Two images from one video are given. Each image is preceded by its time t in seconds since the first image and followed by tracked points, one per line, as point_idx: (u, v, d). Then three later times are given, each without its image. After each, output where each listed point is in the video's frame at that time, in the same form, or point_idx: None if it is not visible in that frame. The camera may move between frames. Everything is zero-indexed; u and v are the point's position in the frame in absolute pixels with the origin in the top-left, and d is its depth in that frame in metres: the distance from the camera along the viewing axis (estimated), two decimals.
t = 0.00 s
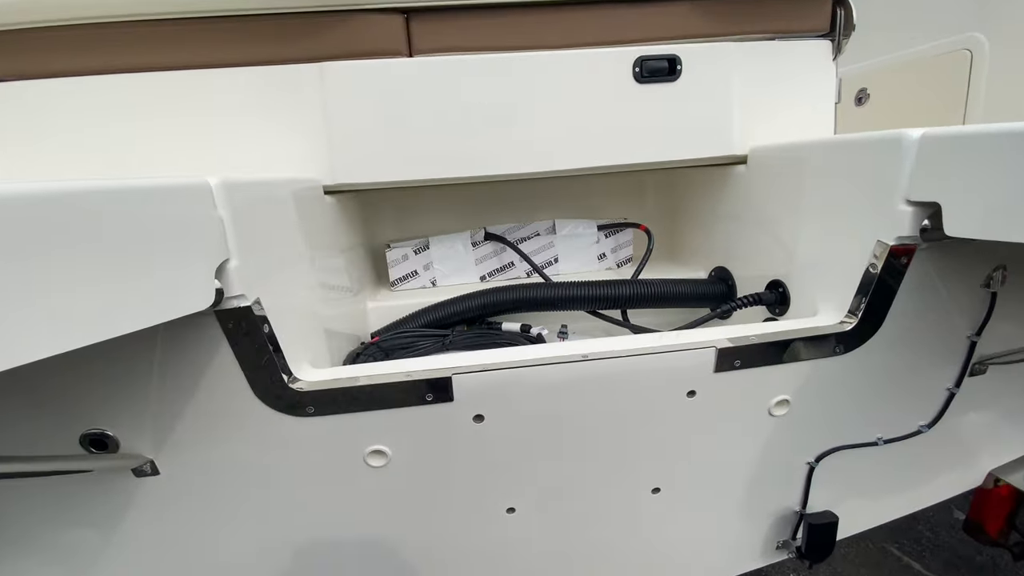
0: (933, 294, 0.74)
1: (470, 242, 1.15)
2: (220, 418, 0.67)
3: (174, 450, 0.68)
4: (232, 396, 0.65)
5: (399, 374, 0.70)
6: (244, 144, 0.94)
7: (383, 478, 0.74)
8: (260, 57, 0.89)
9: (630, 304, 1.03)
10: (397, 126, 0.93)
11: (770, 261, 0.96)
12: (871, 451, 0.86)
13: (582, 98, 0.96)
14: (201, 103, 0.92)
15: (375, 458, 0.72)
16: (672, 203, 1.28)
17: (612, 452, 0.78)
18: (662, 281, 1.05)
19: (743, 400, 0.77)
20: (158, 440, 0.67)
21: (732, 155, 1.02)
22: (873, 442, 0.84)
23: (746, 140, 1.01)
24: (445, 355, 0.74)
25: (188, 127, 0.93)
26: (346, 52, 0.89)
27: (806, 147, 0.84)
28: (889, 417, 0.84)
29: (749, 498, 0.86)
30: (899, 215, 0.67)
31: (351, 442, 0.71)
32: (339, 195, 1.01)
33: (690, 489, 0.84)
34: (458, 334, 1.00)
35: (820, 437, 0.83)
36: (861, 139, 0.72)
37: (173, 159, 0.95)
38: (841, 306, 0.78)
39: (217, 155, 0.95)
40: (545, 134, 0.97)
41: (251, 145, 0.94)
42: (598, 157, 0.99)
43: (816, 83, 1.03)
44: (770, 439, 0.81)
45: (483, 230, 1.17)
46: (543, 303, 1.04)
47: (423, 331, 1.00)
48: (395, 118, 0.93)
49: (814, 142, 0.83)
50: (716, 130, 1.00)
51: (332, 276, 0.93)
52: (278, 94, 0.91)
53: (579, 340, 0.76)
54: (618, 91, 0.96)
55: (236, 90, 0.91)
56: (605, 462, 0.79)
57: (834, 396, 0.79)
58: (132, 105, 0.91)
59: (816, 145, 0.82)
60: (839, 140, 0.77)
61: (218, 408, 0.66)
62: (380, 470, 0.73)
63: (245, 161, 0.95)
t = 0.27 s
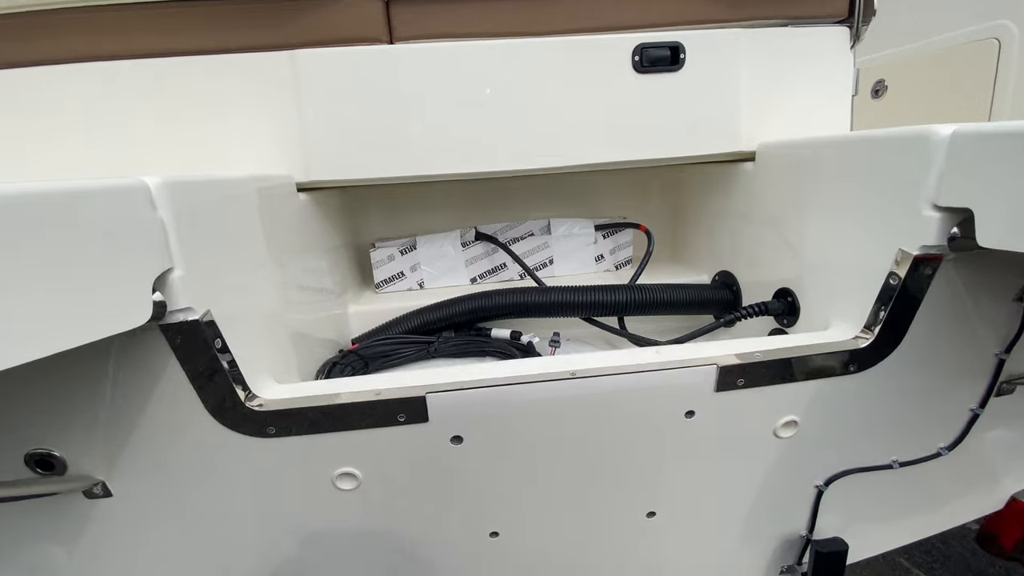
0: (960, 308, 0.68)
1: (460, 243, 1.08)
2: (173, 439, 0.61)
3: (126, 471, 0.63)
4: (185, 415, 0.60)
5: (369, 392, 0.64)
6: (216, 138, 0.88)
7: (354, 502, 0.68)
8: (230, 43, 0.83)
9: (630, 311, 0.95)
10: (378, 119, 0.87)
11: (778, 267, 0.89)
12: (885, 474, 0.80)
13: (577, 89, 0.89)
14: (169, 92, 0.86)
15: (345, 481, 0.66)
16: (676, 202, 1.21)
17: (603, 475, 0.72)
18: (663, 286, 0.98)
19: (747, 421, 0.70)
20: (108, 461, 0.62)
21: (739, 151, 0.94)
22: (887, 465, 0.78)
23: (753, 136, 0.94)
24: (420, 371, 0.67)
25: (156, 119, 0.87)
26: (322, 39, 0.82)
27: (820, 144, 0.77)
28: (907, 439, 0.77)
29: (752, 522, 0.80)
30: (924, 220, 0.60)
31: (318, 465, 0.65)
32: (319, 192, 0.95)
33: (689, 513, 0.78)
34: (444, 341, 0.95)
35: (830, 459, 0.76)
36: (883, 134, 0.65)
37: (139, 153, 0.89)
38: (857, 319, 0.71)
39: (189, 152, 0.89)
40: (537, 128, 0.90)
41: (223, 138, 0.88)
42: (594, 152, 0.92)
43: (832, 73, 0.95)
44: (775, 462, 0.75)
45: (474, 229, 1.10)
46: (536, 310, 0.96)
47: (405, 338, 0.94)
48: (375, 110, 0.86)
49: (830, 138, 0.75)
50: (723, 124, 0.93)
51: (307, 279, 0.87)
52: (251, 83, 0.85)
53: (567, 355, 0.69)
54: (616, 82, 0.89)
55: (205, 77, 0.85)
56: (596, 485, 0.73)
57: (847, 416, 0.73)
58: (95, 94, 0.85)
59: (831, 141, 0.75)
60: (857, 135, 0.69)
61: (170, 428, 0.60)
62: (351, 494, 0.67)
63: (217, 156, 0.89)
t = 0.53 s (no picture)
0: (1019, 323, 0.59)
1: (452, 239, 0.99)
2: (115, 469, 0.53)
3: (63, 503, 0.55)
4: (126, 443, 0.52)
5: (339, 416, 0.56)
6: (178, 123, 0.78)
7: (325, 535, 0.60)
8: (192, 16, 0.74)
9: (637, 317, 0.86)
10: (358, 103, 0.78)
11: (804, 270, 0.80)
12: (920, 501, 0.71)
13: (580, 69, 0.80)
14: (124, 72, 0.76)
15: (314, 512, 0.59)
16: (686, 195, 1.12)
17: (606, 506, 0.64)
18: (673, 289, 0.89)
19: (770, 447, 0.62)
20: (42, 492, 0.54)
21: (761, 140, 0.85)
22: (925, 492, 0.70)
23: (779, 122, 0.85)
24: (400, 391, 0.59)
25: (115, 105, 0.77)
26: (295, 12, 0.73)
27: (857, 131, 0.68)
28: (947, 464, 0.69)
29: (771, 553, 0.72)
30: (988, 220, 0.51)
31: (282, 496, 0.57)
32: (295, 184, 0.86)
33: (702, 544, 0.70)
34: (433, 346, 0.87)
35: (861, 486, 0.68)
36: (938, 119, 0.56)
37: (91, 139, 0.79)
38: (898, 332, 0.62)
39: (153, 141, 0.79)
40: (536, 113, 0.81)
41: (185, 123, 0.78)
42: (599, 141, 0.83)
43: (863, 53, 0.86)
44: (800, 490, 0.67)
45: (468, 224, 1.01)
46: (532, 315, 0.88)
47: (390, 346, 0.85)
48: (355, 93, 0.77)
49: (869, 124, 0.66)
50: (742, 109, 0.84)
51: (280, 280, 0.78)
52: (215, 62, 0.76)
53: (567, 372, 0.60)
54: (623, 62, 0.80)
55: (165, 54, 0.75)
56: (599, 515, 0.65)
57: (884, 441, 0.64)
58: (42, 73, 0.76)
59: (871, 128, 0.65)
60: (903, 120, 0.60)
61: (111, 457, 0.52)
62: (322, 527, 0.60)
63: (181, 144, 0.80)
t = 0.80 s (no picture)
0: None
1: (446, 236, 0.90)
2: (41, 516, 0.46)
3: None
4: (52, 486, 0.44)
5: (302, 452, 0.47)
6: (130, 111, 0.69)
7: None
8: None
9: (650, 324, 0.77)
10: (333, 83, 0.68)
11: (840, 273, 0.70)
12: (969, 535, 0.63)
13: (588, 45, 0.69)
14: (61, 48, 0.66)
15: (279, 558, 0.51)
16: (700, 186, 1.03)
17: (615, 546, 0.56)
18: (689, 292, 0.80)
19: (807, 481, 0.54)
20: None
21: (791, 126, 0.75)
22: (975, 526, 0.62)
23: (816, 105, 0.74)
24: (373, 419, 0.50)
25: (55, 87, 0.68)
26: None
27: (912, 112, 0.57)
28: (1006, 497, 0.60)
29: None
30: None
31: (241, 542, 0.49)
32: (264, 176, 0.76)
33: None
34: (423, 355, 0.79)
35: (904, 521, 0.60)
36: None
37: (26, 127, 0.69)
38: (957, 352, 0.53)
39: (101, 128, 0.70)
40: (537, 95, 0.71)
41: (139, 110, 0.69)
42: (610, 127, 0.73)
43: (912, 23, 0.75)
44: (835, 526, 0.59)
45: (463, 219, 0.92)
46: (531, 322, 0.79)
47: (374, 357, 0.77)
48: (329, 71, 0.67)
49: (929, 103, 0.55)
50: (774, 90, 0.73)
51: (248, 286, 0.69)
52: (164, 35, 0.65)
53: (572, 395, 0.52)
54: (641, 35, 0.69)
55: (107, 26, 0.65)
56: (606, 555, 0.57)
57: (935, 473, 0.56)
58: None
59: (931, 109, 0.55)
60: (977, 100, 0.50)
61: (36, 502, 0.45)
62: (289, 573, 0.52)
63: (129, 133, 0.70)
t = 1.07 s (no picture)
0: None
1: (440, 231, 0.83)
2: None
3: None
4: None
5: (262, 489, 0.41)
6: (76, 93, 0.59)
7: None
8: None
9: (662, 329, 0.70)
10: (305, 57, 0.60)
11: (874, 273, 0.62)
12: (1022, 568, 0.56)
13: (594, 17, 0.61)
14: None
15: None
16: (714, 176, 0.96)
17: None
18: (704, 294, 0.73)
19: (847, 516, 0.47)
20: None
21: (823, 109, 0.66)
22: None
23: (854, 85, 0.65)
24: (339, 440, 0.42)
25: None
26: None
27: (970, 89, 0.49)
28: None
29: None
30: None
31: None
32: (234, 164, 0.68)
33: None
34: (413, 362, 0.72)
35: (952, 556, 0.53)
36: None
37: None
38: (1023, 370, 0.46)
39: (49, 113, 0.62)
40: (537, 74, 0.63)
41: (100, 98, 0.60)
42: (620, 111, 0.65)
43: None
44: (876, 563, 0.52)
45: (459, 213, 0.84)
46: (531, 326, 0.72)
47: (359, 364, 0.70)
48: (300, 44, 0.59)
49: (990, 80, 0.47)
50: (805, 69, 0.64)
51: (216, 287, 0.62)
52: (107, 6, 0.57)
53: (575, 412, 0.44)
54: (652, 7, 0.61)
55: None
56: None
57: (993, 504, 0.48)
58: None
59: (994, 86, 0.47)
60: None
61: None
62: None
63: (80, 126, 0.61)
